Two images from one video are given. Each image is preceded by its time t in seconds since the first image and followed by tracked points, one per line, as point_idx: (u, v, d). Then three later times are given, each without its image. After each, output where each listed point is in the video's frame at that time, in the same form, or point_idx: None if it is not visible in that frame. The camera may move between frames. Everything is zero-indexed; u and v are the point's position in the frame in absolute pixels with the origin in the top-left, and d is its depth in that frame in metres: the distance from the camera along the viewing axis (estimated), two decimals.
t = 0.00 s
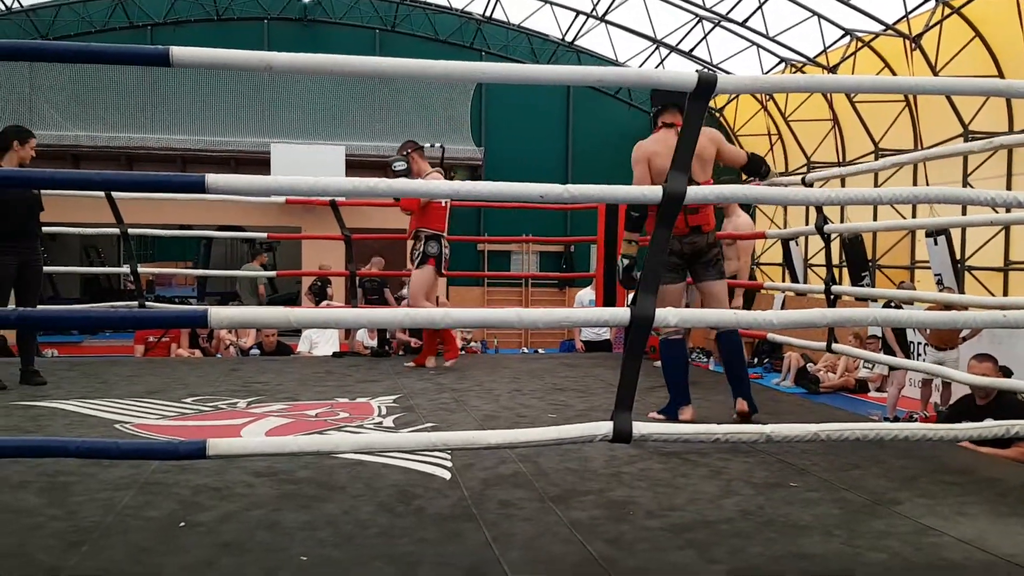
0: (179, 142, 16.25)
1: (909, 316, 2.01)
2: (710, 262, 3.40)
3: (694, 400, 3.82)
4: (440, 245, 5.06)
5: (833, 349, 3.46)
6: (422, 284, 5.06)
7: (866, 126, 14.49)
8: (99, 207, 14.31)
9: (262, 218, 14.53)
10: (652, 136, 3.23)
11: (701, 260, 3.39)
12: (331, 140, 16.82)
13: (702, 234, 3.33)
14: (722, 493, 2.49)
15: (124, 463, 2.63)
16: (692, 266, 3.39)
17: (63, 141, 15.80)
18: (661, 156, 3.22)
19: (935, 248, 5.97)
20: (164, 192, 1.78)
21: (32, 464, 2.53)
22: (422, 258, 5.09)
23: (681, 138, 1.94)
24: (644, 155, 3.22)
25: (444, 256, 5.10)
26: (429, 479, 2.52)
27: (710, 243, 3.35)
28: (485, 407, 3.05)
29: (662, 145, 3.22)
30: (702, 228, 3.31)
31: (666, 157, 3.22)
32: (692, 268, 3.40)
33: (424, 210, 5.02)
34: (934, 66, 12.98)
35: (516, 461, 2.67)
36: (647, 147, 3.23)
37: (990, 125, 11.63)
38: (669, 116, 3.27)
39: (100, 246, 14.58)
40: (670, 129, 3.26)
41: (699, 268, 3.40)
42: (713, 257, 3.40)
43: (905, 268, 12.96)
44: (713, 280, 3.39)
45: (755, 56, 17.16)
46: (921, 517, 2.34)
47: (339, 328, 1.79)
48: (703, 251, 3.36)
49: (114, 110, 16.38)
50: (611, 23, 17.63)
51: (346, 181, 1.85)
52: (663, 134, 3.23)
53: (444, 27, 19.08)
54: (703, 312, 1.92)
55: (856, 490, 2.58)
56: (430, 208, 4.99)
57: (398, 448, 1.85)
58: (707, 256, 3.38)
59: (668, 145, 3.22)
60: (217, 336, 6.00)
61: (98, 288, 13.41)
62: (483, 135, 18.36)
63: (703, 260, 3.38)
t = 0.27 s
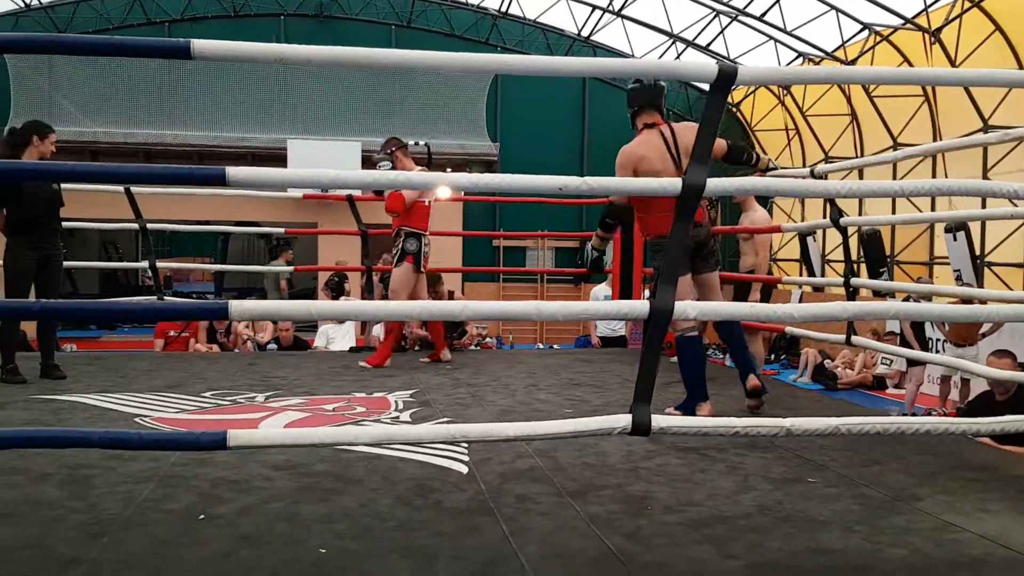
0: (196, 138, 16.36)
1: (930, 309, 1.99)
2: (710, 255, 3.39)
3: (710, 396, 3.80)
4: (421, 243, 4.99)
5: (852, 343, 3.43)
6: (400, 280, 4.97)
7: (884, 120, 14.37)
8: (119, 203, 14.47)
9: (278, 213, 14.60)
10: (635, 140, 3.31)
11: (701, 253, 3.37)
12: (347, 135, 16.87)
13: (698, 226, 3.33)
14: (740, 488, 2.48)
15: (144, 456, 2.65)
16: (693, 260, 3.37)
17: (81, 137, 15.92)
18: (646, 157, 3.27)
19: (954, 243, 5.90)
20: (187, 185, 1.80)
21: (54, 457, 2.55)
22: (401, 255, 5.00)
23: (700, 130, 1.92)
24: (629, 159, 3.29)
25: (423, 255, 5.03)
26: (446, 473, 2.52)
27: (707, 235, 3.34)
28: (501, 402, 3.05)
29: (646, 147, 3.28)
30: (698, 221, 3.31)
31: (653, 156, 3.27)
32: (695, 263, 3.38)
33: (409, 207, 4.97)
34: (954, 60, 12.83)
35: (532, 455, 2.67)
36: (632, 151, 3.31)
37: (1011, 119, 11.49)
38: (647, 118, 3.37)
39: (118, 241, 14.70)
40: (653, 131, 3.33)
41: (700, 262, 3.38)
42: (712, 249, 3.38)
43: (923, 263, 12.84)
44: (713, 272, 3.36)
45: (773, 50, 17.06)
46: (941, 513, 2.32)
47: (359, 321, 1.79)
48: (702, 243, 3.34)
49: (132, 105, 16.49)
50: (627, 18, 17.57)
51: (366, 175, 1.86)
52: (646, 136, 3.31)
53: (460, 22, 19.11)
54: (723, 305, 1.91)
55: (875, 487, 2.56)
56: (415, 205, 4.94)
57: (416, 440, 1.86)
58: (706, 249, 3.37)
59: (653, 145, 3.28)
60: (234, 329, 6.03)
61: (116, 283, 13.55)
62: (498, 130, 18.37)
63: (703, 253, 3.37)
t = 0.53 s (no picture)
0: (218, 140, 16.49)
1: (955, 315, 1.96)
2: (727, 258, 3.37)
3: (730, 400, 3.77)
4: (405, 241, 4.88)
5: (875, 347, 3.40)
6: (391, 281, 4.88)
7: (908, 125, 14.24)
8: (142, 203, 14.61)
9: (299, 214, 14.69)
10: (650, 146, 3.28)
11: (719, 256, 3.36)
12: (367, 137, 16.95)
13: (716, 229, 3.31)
14: (762, 494, 2.46)
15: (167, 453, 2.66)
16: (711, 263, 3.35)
17: (105, 137, 16.05)
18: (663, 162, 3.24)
19: (978, 249, 5.82)
20: (216, 183, 1.82)
21: (79, 453, 2.58)
22: (386, 257, 4.91)
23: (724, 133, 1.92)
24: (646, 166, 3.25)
25: (409, 253, 4.93)
26: (467, 474, 2.52)
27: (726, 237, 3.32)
28: (521, 405, 3.04)
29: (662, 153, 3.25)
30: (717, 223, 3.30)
31: (669, 161, 3.24)
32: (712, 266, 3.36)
33: (387, 206, 4.85)
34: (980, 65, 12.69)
35: (553, 458, 2.67)
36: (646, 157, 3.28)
37: None
38: (659, 125, 3.37)
39: (141, 241, 14.83)
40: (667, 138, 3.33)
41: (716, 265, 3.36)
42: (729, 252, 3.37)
43: (947, 269, 12.70)
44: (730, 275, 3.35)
45: (796, 54, 16.98)
46: (966, 521, 2.28)
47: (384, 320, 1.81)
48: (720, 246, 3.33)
49: (156, 107, 16.62)
50: (649, 21, 17.55)
51: (391, 174, 1.88)
52: (660, 143, 3.29)
53: (482, 25, 19.13)
54: (749, 308, 1.90)
55: (899, 493, 2.53)
56: (393, 202, 4.83)
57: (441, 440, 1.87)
58: (723, 252, 3.36)
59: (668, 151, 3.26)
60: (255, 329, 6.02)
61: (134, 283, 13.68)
62: (519, 133, 18.38)
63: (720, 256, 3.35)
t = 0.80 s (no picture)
0: (255, 144, 16.69)
1: (1004, 324, 1.92)
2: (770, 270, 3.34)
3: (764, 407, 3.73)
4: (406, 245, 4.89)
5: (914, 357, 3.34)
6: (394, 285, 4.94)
7: (947, 131, 13.98)
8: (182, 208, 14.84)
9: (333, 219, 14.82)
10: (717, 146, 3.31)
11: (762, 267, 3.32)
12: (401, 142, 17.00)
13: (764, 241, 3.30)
14: (799, 501, 2.43)
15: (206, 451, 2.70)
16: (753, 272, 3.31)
17: (144, 142, 16.30)
18: (726, 163, 3.26)
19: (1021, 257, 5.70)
20: (259, 186, 1.84)
21: (121, 451, 2.62)
22: (390, 260, 4.95)
23: (768, 138, 1.90)
24: (710, 163, 3.27)
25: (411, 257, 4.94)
26: (501, 477, 2.52)
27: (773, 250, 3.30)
28: (554, 409, 3.04)
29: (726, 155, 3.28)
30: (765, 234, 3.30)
31: (732, 164, 3.26)
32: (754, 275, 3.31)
33: (387, 211, 4.87)
34: None
35: (587, 462, 2.66)
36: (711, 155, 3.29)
37: None
38: (732, 129, 3.38)
39: (178, 244, 15.06)
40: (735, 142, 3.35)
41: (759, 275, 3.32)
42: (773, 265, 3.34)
43: (987, 278, 12.44)
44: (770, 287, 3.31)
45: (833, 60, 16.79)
46: (1011, 533, 2.24)
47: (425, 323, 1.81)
48: (766, 258, 3.31)
49: (194, 113, 16.83)
50: (684, 26, 17.42)
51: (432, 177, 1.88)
52: (728, 145, 3.32)
53: (516, 31, 19.20)
54: (790, 314, 1.87)
55: (941, 503, 2.49)
56: (392, 208, 4.83)
57: (478, 443, 1.87)
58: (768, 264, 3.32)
59: (734, 154, 3.29)
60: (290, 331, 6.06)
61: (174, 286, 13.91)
62: (552, 139, 18.37)
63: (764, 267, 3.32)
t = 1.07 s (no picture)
0: (285, 149, 16.68)
1: None
2: (817, 277, 3.51)
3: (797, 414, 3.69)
4: (405, 246, 4.89)
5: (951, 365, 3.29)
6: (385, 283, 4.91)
7: (982, 136, 13.74)
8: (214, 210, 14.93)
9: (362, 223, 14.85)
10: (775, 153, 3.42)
11: (810, 274, 3.50)
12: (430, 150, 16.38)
13: (812, 249, 3.48)
14: (836, 509, 2.40)
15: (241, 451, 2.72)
16: (800, 278, 3.50)
17: (176, 146, 16.39)
18: (782, 169, 3.41)
19: None
20: (299, 190, 1.85)
21: (157, 451, 2.65)
22: (384, 259, 4.92)
23: (811, 141, 1.86)
24: (766, 168, 3.43)
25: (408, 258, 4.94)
26: (534, 482, 2.52)
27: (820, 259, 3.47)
28: (585, 414, 3.03)
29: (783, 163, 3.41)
30: (812, 243, 3.48)
31: (788, 171, 3.41)
32: (800, 280, 3.51)
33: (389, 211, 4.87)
34: None
35: (620, 468, 2.64)
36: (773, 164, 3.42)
37: None
38: (801, 137, 3.32)
39: (208, 247, 15.19)
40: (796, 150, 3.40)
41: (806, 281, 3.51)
42: (820, 272, 3.51)
43: None
44: (815, 294, 3.50)
45: (866, 64, 16.61)
46: None
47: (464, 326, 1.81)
48: (814, 266, 3.47)
49: (225, 117, 16.83)
50: (715, 31, 17.33)
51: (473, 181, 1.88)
52: (789, 151, 3.41)
53: (545, 36, 19.18)
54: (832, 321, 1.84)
55: (980, 512, 2.45)
56: (395, 207, 4.83)
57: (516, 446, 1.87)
58: (815, 271, 3.50)
59: (792, 161, 3.43)
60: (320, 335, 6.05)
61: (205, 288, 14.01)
62: (581, 144, 18.27)
63: (810, 275, 3.49)
